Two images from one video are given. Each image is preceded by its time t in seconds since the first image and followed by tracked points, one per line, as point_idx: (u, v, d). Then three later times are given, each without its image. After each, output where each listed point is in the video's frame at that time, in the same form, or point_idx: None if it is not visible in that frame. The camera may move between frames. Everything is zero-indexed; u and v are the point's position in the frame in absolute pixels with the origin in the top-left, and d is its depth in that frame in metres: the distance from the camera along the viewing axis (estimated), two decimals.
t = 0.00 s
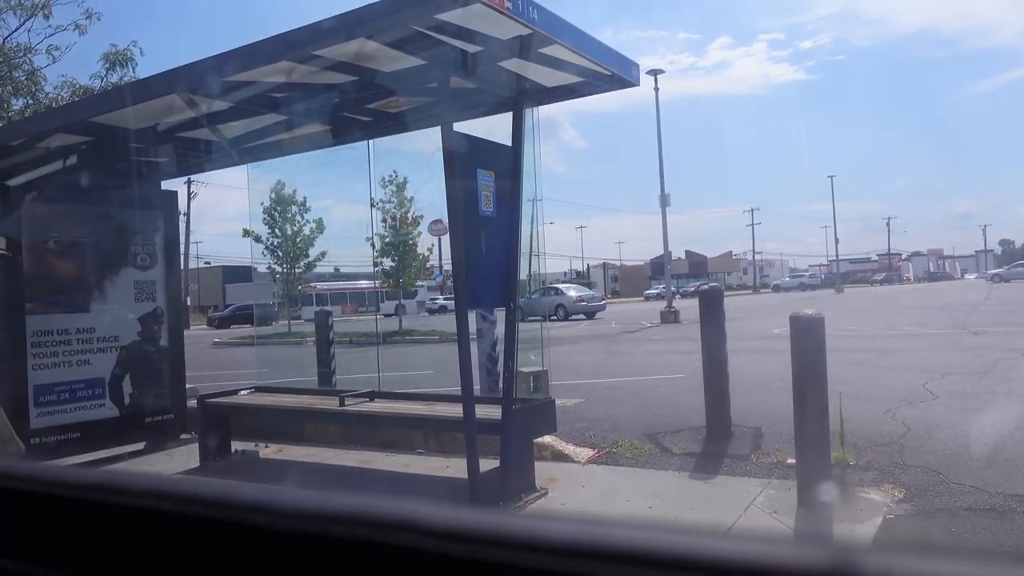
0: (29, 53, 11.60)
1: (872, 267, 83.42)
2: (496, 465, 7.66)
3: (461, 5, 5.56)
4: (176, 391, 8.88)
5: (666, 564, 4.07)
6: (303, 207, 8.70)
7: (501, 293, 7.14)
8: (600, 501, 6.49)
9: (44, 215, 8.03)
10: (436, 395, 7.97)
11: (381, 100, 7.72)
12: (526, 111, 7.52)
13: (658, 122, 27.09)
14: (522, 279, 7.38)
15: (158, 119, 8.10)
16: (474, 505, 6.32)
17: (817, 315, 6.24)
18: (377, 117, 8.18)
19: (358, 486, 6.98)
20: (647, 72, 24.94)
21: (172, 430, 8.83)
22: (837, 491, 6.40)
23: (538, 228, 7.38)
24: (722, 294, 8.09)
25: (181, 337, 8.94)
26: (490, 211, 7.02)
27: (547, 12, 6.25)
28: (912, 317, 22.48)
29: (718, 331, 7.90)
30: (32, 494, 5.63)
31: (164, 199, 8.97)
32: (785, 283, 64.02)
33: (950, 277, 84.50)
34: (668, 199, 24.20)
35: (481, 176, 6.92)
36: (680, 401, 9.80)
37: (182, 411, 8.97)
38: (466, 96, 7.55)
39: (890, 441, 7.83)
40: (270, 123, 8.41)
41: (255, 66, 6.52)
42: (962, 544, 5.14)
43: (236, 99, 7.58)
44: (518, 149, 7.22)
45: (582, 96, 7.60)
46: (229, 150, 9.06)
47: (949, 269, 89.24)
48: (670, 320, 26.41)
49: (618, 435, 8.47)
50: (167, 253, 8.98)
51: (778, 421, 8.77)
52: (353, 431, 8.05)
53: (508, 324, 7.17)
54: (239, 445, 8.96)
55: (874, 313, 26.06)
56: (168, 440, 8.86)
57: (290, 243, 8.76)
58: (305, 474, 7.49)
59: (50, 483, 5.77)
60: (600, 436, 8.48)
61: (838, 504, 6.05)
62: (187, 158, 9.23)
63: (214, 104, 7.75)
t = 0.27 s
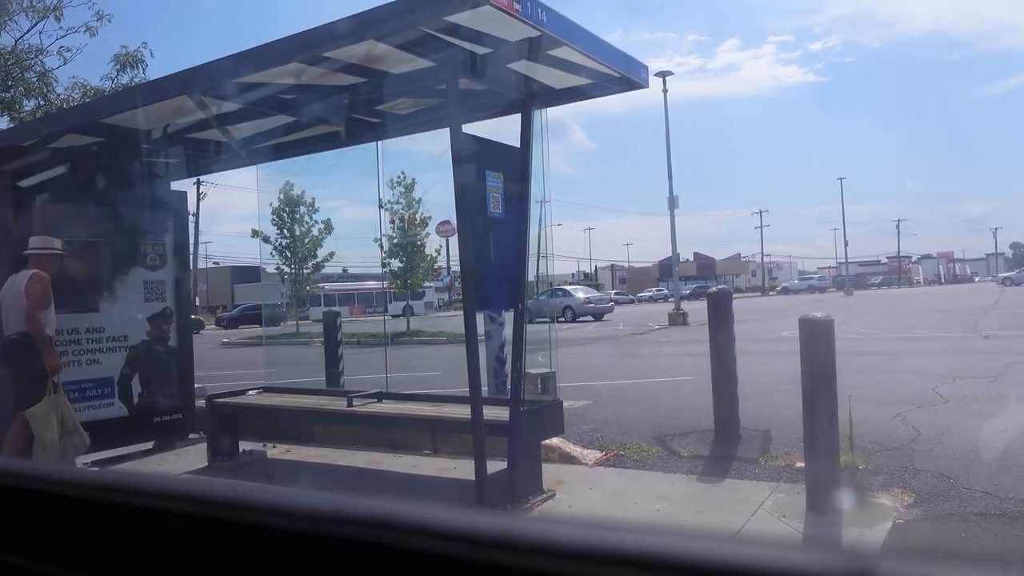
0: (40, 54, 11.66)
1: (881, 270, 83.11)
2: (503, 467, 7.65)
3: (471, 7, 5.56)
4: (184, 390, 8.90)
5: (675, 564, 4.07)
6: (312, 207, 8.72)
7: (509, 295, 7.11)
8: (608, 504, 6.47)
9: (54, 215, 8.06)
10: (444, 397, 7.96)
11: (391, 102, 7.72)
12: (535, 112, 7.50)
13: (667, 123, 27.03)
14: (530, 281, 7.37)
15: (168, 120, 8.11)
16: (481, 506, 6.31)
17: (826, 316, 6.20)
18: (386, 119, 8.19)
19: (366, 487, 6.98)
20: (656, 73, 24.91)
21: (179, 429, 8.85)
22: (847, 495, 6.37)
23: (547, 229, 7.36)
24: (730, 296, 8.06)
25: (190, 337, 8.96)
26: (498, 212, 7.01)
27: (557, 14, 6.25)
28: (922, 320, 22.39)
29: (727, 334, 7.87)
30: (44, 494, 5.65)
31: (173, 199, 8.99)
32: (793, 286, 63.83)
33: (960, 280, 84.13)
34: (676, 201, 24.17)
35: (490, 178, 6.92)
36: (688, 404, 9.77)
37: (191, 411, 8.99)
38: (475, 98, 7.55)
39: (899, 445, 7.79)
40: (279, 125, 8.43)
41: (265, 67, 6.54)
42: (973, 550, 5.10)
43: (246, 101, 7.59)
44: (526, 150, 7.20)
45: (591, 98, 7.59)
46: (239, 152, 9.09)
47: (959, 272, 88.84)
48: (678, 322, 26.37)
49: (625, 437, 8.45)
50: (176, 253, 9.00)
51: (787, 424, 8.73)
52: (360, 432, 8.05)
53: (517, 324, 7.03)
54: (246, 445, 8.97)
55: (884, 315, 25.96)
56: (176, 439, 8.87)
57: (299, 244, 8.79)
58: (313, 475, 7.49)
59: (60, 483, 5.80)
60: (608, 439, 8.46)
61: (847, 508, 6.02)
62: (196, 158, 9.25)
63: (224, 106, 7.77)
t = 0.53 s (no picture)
0: (49, 54, 11.71)
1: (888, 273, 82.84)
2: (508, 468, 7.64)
3: (476, 7, 5.56)
4: (190, 391, 8.91)
5: (679, 557, 4.08)
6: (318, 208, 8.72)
7: (515, 295, 7.10)
8: (614, 506, 6.44)
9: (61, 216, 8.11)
10: (450, 397, 7.95)
11: (397, 103, 7.72)
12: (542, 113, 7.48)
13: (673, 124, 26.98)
14: (536, 281, 7.33)
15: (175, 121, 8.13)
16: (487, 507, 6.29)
17: (832, 317, 6.17)
18: (392, 120, 8.19)
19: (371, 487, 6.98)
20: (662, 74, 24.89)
21: (184, 430, 8.83)
22: (854, 498, 6.34)
23: (554, 230, 7.34)
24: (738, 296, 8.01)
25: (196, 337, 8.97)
26: (505, 213, 6.99)
27: (563, 14, 6.23)
28: (930, 323, 22.29)
29: (733, 335, 7.85)
30: (50, 490, 5.70)
31: (180, 200, 9.01)
32: (800, 288, 63.67)
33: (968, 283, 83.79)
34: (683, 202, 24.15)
35: (496, 178, 6.90)
36: (695, 406, 9.75)
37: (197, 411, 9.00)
38: (481, 99, 7.54)
39: (907, 447, 7.75)
40: (286, 125, 8.43)
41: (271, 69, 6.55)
42: (982, 551, 5.07)
43: (252, 101, 7.60)
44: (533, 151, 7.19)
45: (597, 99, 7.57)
46: (246, 152, 9.10)
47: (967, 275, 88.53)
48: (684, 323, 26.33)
49: (631, 439, 8.43)
50: (182, 253, 9.01)
51: (793, 426, 8.70)
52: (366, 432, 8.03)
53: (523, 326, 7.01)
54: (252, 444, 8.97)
55: (891, 317, 25.89)
56: (183, 438, 8.87)
57: (305, 245, 8.79)
58: (318, 475, 7.49)
59: (67, 479, 5.83)
60: (614, 440, 8.44)
61: (854, 510, 5.99)
62: (203, 159, 9.27)
63: (230, 106, 7.78)
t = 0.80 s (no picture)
0: (56, 55, 11.75)
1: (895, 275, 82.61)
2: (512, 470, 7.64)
3: (482, 9, 5.56)
4: (196, 391, 8.94)
5: (686, 559, 4.06)
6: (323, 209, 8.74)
7: (519, 297, 7.10)
8: (618, 507, 6.44)
9: (68, 217, 8.15)
10: (454, 399, 7.96)
11: (402, 104, 7.73)
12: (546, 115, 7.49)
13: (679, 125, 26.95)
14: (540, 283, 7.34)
15: (181, 122, 8.16)
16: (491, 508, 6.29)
17: (837, 320, 6.16)
18: (397, 121, 8.20)
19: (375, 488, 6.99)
20: (668, 77, 24.91)
21: (190, 428, 8.94)
22: (858, 501, 6.32)
23: (558, 232, 7.35)
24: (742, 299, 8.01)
25: (202, 338, 9.00)
26: (509, 215, 7.00)
27: (569, 16, 6.24)
28: (936, 325, 22.25)
29: (738, 337, 7.84)
30: (54, 487, 5.72)
31: (186, 201, 9.04)
32: (806, 290, 63.54)
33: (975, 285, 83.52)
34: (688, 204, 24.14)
35: (501, 180, 6.91)
36: (699, 408, 9.74)
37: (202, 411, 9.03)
38: (486, 101, 7.55)
39: (911, 450, 7.73)
40: (291, 126, 8.46)
41: (276, 70, 6.57)
42: (986, 553, 5.06)
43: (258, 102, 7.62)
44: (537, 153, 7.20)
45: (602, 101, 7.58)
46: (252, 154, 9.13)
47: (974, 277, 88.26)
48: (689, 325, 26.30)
49: (635, 441, 8.43)
50: (188, 254, 9.04)
51: (798, 428, 8.69)
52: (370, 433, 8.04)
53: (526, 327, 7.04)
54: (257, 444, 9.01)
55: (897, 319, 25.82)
56: (188, 438, 8.90)
57: (310, 246, 8.81)
58: (323, 475, 7.51)
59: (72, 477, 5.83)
60: (618, 442, 8.44)
61: (859, 513, 5.98)
62: (209, 160, 9.30)
63: (237, 107, 7.80)
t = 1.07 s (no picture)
0: (62, 54, 11.77)
1: (899, 277, 82.48)
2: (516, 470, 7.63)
3: (486, 8, 5.55)
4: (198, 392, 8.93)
5: (689, 556, 4.05)
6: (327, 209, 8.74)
7: (524, 297, 7.09)
8: (621, 506, 6.43)
9: (72, 215, 8.16)
10: (457, 398, 7.95)
11: (406, 104, 7.73)
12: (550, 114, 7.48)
13: (683, 126, 26.93)
14: (544, 283, 7.33)
15: (186, 121, 8.16)
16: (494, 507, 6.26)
17: (841, 321, 6.14)
18: (402, 121, 8.20)
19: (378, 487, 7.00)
20: (672, 77, 24.88)
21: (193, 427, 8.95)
22: (863, 502, 6.30)
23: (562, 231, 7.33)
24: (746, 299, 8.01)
25: (205, 337, 8.99)
26: (513, 214, 6.97)
27: (573, 16, 6.23)
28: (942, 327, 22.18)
29: (741, 337, 7.82)
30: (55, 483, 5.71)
31: (191, 199, 9.04)
32: (810, 292, 63.48)
33: (980, 287, 83.36)
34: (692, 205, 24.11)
35: (504, 180, 6.89)
36: (703, 408, 9.72)
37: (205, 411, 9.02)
38: (490, 101, 7.55)
39: (916, 451, 7.71)
40: (295, 126, 8.45)
41: (279, 70, 6.57)
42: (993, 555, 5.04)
43: (263, 101, 7.63)
44: (542, 152, 7.18)
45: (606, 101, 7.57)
46: (256, 153, 9.13)
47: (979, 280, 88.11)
48: (692, 326, 26.27)
49: (639, 441, 8.41)
50: (192, 254, 9.05)
51: (802, 429, 8.67)
52: (373, 433, 8.03)
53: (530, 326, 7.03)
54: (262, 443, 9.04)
55: (901, 322, 25.78)
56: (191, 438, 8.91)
57: (314, 245, 8.81)
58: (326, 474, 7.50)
59: (75, 475, 5.85)
60: (621, 443, 8.43)
61: (863, 514, 5.95)
62: (213, 159, 9.30)
63: (241, 106, 7.80)
